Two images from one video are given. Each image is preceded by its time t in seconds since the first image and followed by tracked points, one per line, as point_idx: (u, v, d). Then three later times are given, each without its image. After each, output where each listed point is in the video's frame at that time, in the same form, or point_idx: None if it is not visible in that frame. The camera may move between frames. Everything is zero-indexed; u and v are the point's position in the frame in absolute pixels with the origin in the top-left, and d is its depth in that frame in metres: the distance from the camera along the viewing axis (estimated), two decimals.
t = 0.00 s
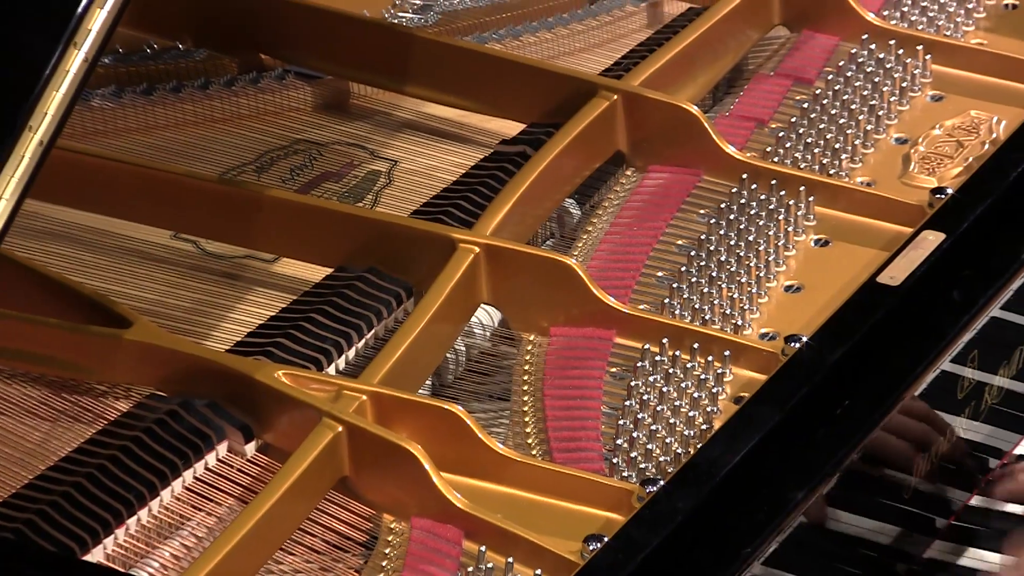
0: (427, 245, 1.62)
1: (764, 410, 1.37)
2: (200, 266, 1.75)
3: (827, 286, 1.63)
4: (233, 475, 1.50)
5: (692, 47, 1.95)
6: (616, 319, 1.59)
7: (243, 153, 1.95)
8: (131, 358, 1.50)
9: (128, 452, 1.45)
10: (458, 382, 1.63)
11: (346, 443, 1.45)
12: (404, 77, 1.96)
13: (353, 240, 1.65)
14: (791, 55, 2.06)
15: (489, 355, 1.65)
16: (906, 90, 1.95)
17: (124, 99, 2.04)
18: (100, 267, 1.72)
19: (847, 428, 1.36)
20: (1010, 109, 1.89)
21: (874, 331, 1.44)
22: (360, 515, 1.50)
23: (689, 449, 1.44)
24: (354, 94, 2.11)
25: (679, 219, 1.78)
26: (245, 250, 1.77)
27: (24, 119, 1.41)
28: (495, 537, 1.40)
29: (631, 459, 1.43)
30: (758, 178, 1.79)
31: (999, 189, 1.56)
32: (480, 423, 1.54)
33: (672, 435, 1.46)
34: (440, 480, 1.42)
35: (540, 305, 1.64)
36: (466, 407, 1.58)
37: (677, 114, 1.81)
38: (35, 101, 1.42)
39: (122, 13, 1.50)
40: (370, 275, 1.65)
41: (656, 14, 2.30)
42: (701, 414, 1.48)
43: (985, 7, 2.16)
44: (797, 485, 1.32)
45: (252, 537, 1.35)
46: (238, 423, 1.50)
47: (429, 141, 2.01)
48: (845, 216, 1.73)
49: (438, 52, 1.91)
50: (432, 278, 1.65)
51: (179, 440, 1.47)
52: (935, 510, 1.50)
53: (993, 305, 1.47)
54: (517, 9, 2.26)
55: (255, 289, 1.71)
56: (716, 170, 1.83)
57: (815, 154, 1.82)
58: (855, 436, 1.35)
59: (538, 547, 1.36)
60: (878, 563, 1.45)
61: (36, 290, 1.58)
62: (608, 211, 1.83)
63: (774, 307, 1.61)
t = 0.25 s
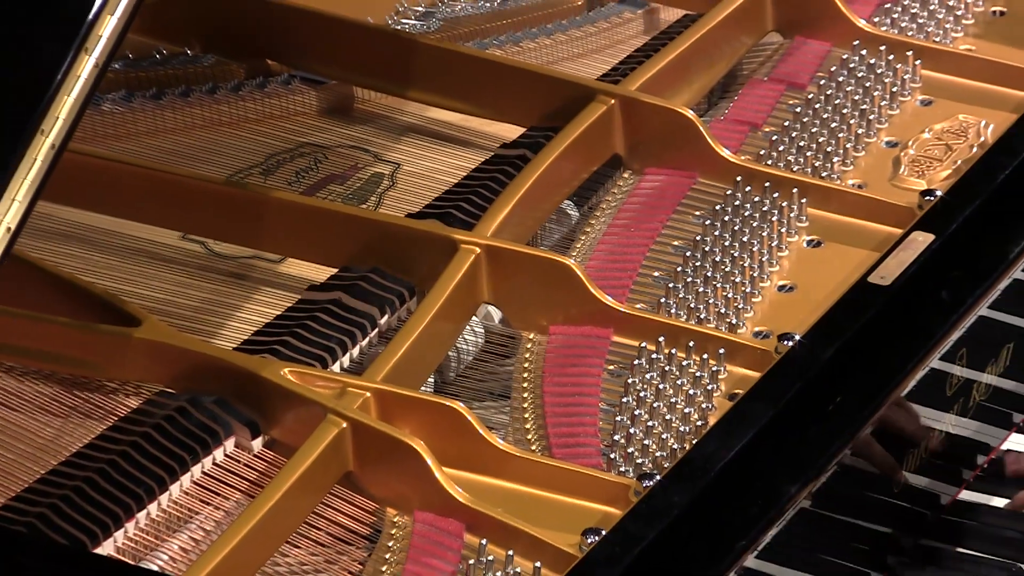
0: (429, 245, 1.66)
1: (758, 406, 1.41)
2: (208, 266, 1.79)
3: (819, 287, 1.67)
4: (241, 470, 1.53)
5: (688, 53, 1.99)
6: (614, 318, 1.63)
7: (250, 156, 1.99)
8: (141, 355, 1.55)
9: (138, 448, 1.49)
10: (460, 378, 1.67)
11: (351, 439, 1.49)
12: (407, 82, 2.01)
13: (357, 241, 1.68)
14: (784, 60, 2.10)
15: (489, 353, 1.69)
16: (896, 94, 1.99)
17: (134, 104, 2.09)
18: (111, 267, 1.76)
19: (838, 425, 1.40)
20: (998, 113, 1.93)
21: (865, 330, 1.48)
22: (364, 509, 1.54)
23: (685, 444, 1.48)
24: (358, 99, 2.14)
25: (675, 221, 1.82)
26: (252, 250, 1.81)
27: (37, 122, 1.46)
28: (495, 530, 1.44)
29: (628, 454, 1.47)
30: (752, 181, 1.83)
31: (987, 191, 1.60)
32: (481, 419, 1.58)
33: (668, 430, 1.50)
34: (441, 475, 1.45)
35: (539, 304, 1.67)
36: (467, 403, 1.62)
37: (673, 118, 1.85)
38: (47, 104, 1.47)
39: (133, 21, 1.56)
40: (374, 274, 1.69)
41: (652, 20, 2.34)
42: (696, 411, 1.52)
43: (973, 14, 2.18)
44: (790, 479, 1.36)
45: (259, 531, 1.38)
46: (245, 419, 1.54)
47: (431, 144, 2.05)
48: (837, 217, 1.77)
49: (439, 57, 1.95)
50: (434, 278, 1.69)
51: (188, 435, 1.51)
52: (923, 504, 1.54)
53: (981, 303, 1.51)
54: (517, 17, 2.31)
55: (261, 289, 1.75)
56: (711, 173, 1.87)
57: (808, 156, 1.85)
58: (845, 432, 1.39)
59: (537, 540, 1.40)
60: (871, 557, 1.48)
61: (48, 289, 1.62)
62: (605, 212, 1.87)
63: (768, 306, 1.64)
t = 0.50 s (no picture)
0: (431, 246, 1.70)
1: (751, 403, 1.46)
2: (216, 266, 1.83)
3: (809, 286, 1.71)
4: (247, 465, 1.57)
5: (684, 59, 2.02)
6: (611, 317, 1.67)
7: (256, 159, 2.03)
8: (150, 353, 1.59)
9: (148, 443, 1.53)
10: (461, 376, 1.70)
11: (355, 435, 1.53)
12: (408, 85, 2.04)
13: (361, 242, 1.72)
14: (778, 65, 2.14)
15: (490, 351, 1.73)
16: (887, 99, 2.03)
17: (144, 108, 2.14)
18: (121, 267, 1.80)
19: (829, 421, 1.43)
20: (987, 117, 1.97)
21: (856, 329, 1.52)
22: (368, 503, 1.58)
23: (680, 440, 1.52)
24: (363, 103, 2.18)
25: (671, 222, 1.86)
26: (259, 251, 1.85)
27: (48, 125, 1.51)
28: (495, 523, 1.48)
29: (625, 450, 1.51)
30: (745, 183, 1.86)
31: (975, 194, 1.64)
32: (482, 415, 1.62)
33: (664, 426, 1.54)
34: (444, 470, 1.49)
35: (539, 304, 1.71)
36: (468, 400, 1.66)
37: (670, 122, 1.89)
38: (59, 108, 1.52)
39: (140, 29, 1.61)
40: (377, 274, 1.73)
41: (649, 26, 2.37)
42: (692, 407, 1.55)
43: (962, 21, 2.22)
44: (783, 474, 1.39)
45: (265, 525, 1.42)
46: (252, 416, 1.58)
47: (433, 148, 2.09)
48: (828, 219, 1.81)
49: (441, 62, 1.99)
50: (436, 278, 1.73)
51: (196, 431, 1.55)
52: (914, 498, 1.58)
53: (970, 303, 1.55)
54: (517, 24, 2.35)
55: (268, 289, 1.79)
56: (706, 175, 1.91)
57: (800, 159, 1.89)
58: (837, 429, 1.42)
59: (536, 532, 1.44)
60: (865, 550, 1.51)
61: (60, 289, 1.66)
62: (603, 214, 1.91)
63: (761, 306, 1.68)
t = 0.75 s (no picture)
0: (432, 247, 1.74)
1: (746, 400, 1.49)
2: (224, 266, 1.88)
3: (800, 285, 1.74)
4: (254, 460, 1.61)
5: (678, 65, 2.07)
6: (608, 316, 1.71)
7: (263, 161, 2.07)
8: (159, 351, 1.63)
9: (157, 439, 1.57)
10: (462, 373, 1.75)
11: (358, 431, 1.57)
12: (412, 91, 2.09)
13: (365, 242, 1.77)
14: (771, 71, 2.18)
15: (491, 349, 1.77)
16: (877, 103, 2.06)
17: (154, 112, 2.16)
18: (132, 267, 1.85)
19: (821, 419, 1.48)
20: (975, 120, 1.98)
21: (847, 328, 1.56)
22: (371, 497, 1.62)
23: (676, 435, 1.56)
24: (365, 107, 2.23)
25: (667, 223, 1.90)
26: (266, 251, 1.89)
27: (60, 129, 1.55)
28: (495, 517, 1.52)
29: (622, 445, 1.55)
30: (740, 185, 1.91)
31: (962, 196, 1.68)
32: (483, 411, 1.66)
33: (661, 422, 1.57)
34: (445, 464, 1.53)
35: (538, 304, 1.75)
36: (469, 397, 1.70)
37: (667, 126, 1.92)
38: (70, 112, 1.56)
39: (150, 36, 1.66)
40: (381, 274, 1.77)
41: (645, 32, 2.42)
42: (688, 403, 1.59)
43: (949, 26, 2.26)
44: (775, 470, 1.44)
45: (271, 517, 1.46)
46: (258, 412, 1.62)
47: (436, 150, 2.13)
48: (821, 220, 1.85)
49: (442, 67, 2.03)
50: (437, 277, 1.77)
51: (203, 427, 1.59)
52: (903, 491, 1.62)
53: (958, 302, 1.58)
54: (518, 30, 2.39)
55: (275, 288, 1.83)
56: (701, 178, 1.95)
57: (793, 162, 1.94)
58: (827, 426, 1.47)
59: (535, 525, 1.48)
60: (854, 542, 1.56)
61: (72, 288, 1.71)
62: (601, 215, 1.95)
63: (755, 305, 1.72)
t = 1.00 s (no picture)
0: (434, 248, 1.78)
1: (740, 396, 1.52)
2: (231, 266, 1.92)
3: (792, 286, 1.78)
4: (261, 455, 1.65)
5: (675, 70, 2.11)
6: (606, 315, 1.75)
7: (269, 164, 2.11)
8: (168, 349, 1.67)
9: (166, 434, 1.62)
10: (463, 371, 1.79)
11: (363, 427, 1.61)
12: (415, 96, 2.13)
13: (370, 243, 1.81)
14: (765, 75, 2.22)
15: (492, 347, 1.81)
16: (868, 107, 2.10)
17: (163, 116, 2.21)
18: (141, 268, 1.89)
19: (813, 415, 1.52)
20: (964, 125, 2.04)
21: (839, 327, 1.59)
22: (375, 492, 1.66)
23: (672, 431, 1.60)
24: (369, 111, 2.26)
25: (663, 225, 1.94)
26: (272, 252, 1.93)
27: (71, 133, 1.59)
28: (496, 510, 1.56)
29: (620, 441, 1.58)
30: (734, 187, 1.94)
31: (951, 198, 1.71)
32: (483, 408, 1.70)
33: (657, 419, 1.62)
34: (447, 460, 1.57)
35: (538, 303, 1.80)
36: (470, 394, 1.74)
37: (662, 129, 1.96)
38: (82, 116, 1.60)
39: (159, 41, 1.70)
40: (384, 274, 1.82)
41: (641, 38, 2.46)
42: (683, 400, 1.63)
43: (939, 32, 2.31)
44: (769, 465, 1.48)
45: (278, 511, 1.50)
46: (265, 408, 1.67)
47: (438, 154, 2.17)
48: (813, 221, 1.89)
49: (444, 73, 2.07)
50: (438, 277, 1.81)
51: (212, 423, 1.64)
52: (893, 486, 1.66)
53: (946, 302, 1.63)
54: (518, 36, 2.43)
55: (280, 287, 1.87)
56: (696, 181, 1.99)
57: (785, 164, 1.98)
58: (820, 422, 1.51)
59: (534, 519, 1.52)
60: (845, 536, 1.60)
61: (83, 288, 1.75)
62: (598, 217, 1.99)
63: (749, 304, 1.77)
